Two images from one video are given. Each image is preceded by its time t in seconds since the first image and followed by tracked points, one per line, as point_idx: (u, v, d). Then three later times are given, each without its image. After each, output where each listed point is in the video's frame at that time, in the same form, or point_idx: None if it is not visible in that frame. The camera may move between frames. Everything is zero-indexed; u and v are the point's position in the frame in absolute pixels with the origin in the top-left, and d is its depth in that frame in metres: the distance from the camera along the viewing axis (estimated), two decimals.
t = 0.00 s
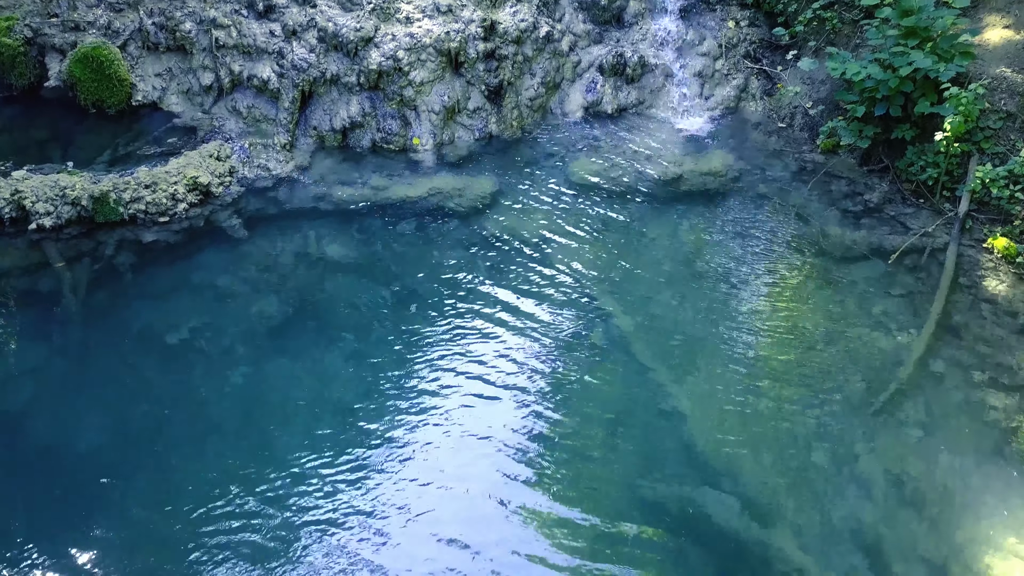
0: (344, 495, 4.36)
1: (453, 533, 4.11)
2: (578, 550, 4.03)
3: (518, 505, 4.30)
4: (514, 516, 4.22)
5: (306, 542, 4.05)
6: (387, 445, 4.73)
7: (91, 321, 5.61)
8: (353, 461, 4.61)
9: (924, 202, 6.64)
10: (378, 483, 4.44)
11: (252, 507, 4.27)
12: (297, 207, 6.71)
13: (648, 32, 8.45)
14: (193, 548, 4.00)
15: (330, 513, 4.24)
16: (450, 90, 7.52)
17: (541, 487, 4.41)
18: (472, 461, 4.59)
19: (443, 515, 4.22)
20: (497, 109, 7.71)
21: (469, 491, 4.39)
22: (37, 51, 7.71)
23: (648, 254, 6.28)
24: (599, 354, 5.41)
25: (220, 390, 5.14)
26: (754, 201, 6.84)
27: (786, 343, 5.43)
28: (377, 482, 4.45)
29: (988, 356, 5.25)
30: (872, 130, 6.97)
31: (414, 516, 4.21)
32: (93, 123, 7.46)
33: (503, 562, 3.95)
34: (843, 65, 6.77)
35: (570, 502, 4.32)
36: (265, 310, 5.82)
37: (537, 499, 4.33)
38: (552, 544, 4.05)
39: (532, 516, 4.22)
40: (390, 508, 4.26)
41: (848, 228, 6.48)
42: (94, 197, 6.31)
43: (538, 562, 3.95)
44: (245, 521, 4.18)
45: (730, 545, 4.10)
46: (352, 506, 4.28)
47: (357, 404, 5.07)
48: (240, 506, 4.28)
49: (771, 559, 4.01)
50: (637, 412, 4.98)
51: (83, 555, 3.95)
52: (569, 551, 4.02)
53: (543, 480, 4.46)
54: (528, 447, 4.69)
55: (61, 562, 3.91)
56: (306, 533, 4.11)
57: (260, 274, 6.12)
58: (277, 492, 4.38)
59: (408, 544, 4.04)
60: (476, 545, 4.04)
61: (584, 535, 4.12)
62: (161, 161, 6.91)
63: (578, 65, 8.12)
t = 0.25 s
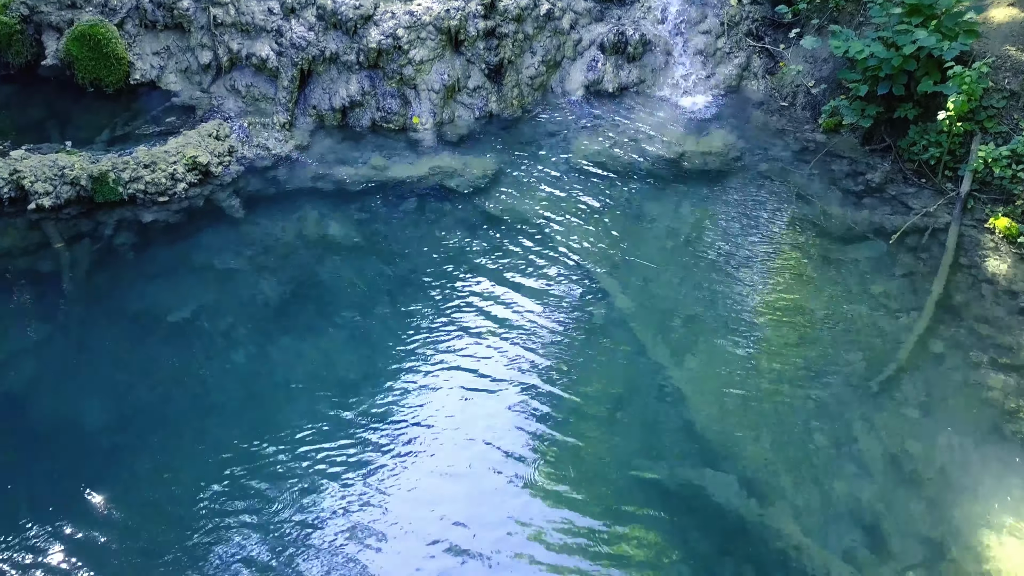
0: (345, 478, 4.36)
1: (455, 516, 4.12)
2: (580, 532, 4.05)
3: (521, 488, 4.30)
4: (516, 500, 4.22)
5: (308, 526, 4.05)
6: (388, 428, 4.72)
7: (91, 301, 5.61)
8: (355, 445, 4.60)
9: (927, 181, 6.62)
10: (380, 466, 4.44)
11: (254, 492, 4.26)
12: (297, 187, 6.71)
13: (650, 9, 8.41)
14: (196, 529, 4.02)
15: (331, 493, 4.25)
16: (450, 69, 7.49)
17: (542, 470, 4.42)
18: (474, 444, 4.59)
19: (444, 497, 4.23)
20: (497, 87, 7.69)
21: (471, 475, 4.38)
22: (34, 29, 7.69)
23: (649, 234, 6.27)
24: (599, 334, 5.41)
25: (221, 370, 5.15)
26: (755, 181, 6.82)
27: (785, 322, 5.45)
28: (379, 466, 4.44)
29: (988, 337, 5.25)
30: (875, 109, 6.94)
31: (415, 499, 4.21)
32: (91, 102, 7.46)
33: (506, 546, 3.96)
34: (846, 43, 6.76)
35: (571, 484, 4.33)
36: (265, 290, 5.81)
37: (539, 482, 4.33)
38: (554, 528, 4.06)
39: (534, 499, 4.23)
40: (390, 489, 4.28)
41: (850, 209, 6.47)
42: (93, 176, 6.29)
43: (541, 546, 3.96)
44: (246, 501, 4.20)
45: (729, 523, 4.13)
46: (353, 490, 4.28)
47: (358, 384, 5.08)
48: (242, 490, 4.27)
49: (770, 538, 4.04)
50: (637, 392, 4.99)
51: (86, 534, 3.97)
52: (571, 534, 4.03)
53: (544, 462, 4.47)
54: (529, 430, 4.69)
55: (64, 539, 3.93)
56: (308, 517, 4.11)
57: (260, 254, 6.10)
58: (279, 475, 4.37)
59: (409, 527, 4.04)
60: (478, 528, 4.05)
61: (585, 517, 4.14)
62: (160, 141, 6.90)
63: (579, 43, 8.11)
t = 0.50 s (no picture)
0: (345, 461, 4.35)
1: (456, 499, 4.12)
2: (580, 513, 4.06)
3: (521, 471, 4.31)
4: (517, 482, 4.23)
5: (309, 509, 4.05)
6: (387, 411, 4.71)
7: (90, 281, 5.60)
8: (355, 427, 4.60)
9: (928, 161, 6.60)
10: (380, 449, 4.43)
11: (254, 475, 4.26)
12: (295, 167, 6.69)
13: None
14: (197, 509, 4.04)
15: (331, 474, 4.27)
16: (449, 47, 7.49)
17: (542, 452, 4.42)
18: (474, 426, 4.59)
19: (443, 478, 4.25)
20: (496, 66, 7.70)
21: (471, 458, 4.38)
22: (29, 6, 7.65)
23: (648, 214, 6.25)
24: (598, 315, 5.41)
25: (220, 350, 5.15)
26: (755, 160, 6.81)
27: (783, 301, 5.46)
28: (379, 448, 4.44)
29: (987, 317, 5.26)
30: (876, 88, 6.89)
31: (416, 482, 4.21)
32: (87, 81, 7.42)
33: (507, 529, 3.97)
34: (848, 21, 6.72)
35: (571, 466, 4.34)
36: (263, 270, 5.79)
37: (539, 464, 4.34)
38: (554, 510, 4.07)
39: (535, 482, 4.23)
40: (390, 470, 4.29)
41: (850, 188, 6.45)
42: (91, 156, 6.28)
43: (542, 528, 3.97)
44: (246, 481, 4.22)
45: (727, 502, 4.15)
46: (354, 473, 4.27)
47: (357, 364, 5.09)
48: (241, 473, 4.26)
49: (768, 517, 4.06)
50: (636, 372, 5.00)
51: (88, 513, 3.99)
52: (572, 515, 4.05)
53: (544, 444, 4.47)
54: (529, 412, 4.69)
55: (65, 519, 3.96)
56: (309, 500, 4.11)
57: (259, 235, 6.08)
58: (279, 458, 4.37)
59: (409, 507, 4.06)
60: (479, 511, 4.06)
61: (585, 499, 4.15)
62: (157, 120, 6.88)
63: (579, 21, 8.14)
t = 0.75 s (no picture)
0: (344, 450, 4.34)
1: (455, 487, 4.11)
2: (578, 499, 4.07)
3: (519, 458, 4.30)
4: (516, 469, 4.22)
5: (307, 498, 4.04)
6: (387, 396, 4.71)
7: (88, 265, 5.59)
8: (353, 415, 4.59)
9: (928, 145, 6.59)
10: (378, 437, 4.42)
11: (252, 463, 4.25)
12: (294, 151, 6.69)
13: None
14: (196, 492, 4.06)
15: (332, 459, 4.28)
16: (447, 31, 7.52)
17: (542, 436, 4.43)
18: (472, 414, 4.58)
19: (444, 462, 4.26)
20: (496, 49, 7.75)
21: (471, 442, 4.39)
22: None
23: (648, 199, 6.24)
24: (598, 299, 5.41)
25: (219, 334, 5.15)
26: (754, 144, 6.80)
27: (781, 284, 5.46)
28: (377, 437, 4.42)
29: (985, 301, 5.26)
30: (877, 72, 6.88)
31: (415, 470, 4.20)
32: (83, 64, 7.38)
33: (507, 513, 3.98)
34: (850, 4, 6.67)
35: (569, 451, 4.34)
36: (262, 255, 5.78)
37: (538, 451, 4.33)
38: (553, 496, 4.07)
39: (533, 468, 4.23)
40: (390, 454, 4.31)
41: (850, 172, 6.45)
42: (87, 140, 6.26)
43: (541, 515, 3.97)
44: (247, 466, 4.23)
45: (724, 485, 4.17)
46: (352, 461, 4.26)
47: (356, 349, 5.09)
48: (240, 462, 4.26)
49: (765, 500, 4.08)
50: (635, 356, 5.00)
51: (88, 497, 4.01)
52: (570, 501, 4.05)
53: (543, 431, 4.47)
54: (529, 395, 4.70)
55: (64, 501, 3.98)
56: (307, 489, 4.10)
57: (257, 219, 6.07)
58: (278, 447, 4.36)
59: (409, 491, 4.07)
60: (478, 498, 4.05)
61: (583, 484, 4.16)
62: (154, 104, 6.85)
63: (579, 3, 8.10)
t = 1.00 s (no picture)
0: (343, 443, 4.32)
1: (456, 480, 4.10)
2: (578, 490, 4.07)
3: (519, 451, 4.29)
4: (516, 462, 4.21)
5: (308, 489, 4.04)
6: (387, 387, 4.71)
7: (86, 255, 5.59)
8: (352, 408, 4.57)
9: (928, 134, 6.57)
10: (378, 431, 4.40)
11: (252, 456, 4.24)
12: (292, 140, 6.67)
13: None
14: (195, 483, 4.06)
15: (332, 450, 4.28)
16: (445, 19, 7.50)
17: (541, 426, 4.44)
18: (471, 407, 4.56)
19: (444, 453, 4.26)
20: (495, 37, 7.74)
21: (471, 433, 4.40)
22: None
23: (647, 188, 6.22)
24: (597, 289, 5.40)
25: (218, 324, 5.15)
26: (754, 133, 6.78)
27: (780, 273, 5.46)
28: (377, 430, 4.41)
29: (985, 292, 5.25)
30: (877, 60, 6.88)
31: (415, 464, 4.19)
32: (80, 52, 7.36)
33: (508, 503, 3.99)
34: None
35: (569, 443, 4.33)
36: (260, 244, 5.77)
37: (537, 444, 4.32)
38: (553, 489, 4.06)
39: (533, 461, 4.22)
40: (390, 445, 4.31)
41: (849, 162, 6.43)
42: (85, 129, 6.23)
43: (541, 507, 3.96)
44: (247, 457, 4.23)
45: (722, 475, 4.17)
46: (352, 454, 4.25)
47: (355, 339, 5.09)
48: (240, 454, 4.25)
49: (764, 490, 4.08)
50: (633, 346, 5.00)
51: (87, 486, 4.02)
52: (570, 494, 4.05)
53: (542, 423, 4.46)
54: (529, 386, 4.70)
55: (64, 490, 3.99)
56: (307, 482, 4.08)
57: (256, 209, 6.05)
58: (277, 440, 4.34)
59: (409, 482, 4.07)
60: (478, 491, 4.04)
61: (583, 476, 4.15)
62: (151, 93, 6.83)
63: None
